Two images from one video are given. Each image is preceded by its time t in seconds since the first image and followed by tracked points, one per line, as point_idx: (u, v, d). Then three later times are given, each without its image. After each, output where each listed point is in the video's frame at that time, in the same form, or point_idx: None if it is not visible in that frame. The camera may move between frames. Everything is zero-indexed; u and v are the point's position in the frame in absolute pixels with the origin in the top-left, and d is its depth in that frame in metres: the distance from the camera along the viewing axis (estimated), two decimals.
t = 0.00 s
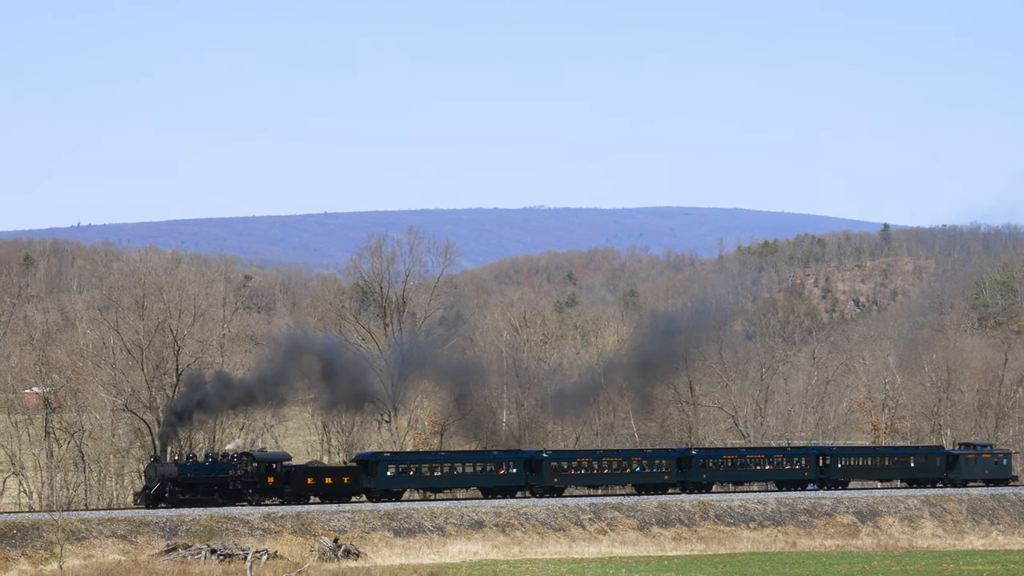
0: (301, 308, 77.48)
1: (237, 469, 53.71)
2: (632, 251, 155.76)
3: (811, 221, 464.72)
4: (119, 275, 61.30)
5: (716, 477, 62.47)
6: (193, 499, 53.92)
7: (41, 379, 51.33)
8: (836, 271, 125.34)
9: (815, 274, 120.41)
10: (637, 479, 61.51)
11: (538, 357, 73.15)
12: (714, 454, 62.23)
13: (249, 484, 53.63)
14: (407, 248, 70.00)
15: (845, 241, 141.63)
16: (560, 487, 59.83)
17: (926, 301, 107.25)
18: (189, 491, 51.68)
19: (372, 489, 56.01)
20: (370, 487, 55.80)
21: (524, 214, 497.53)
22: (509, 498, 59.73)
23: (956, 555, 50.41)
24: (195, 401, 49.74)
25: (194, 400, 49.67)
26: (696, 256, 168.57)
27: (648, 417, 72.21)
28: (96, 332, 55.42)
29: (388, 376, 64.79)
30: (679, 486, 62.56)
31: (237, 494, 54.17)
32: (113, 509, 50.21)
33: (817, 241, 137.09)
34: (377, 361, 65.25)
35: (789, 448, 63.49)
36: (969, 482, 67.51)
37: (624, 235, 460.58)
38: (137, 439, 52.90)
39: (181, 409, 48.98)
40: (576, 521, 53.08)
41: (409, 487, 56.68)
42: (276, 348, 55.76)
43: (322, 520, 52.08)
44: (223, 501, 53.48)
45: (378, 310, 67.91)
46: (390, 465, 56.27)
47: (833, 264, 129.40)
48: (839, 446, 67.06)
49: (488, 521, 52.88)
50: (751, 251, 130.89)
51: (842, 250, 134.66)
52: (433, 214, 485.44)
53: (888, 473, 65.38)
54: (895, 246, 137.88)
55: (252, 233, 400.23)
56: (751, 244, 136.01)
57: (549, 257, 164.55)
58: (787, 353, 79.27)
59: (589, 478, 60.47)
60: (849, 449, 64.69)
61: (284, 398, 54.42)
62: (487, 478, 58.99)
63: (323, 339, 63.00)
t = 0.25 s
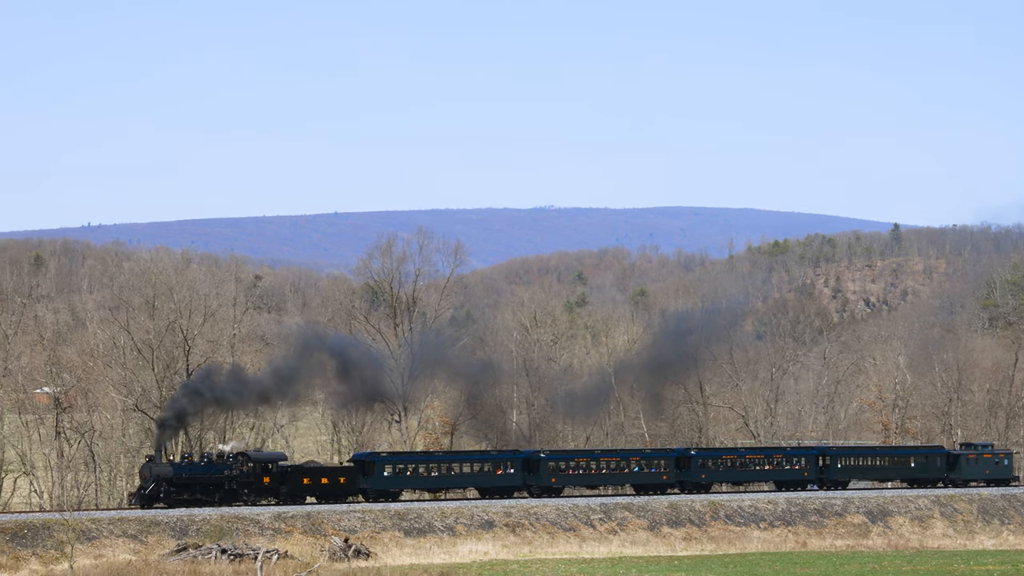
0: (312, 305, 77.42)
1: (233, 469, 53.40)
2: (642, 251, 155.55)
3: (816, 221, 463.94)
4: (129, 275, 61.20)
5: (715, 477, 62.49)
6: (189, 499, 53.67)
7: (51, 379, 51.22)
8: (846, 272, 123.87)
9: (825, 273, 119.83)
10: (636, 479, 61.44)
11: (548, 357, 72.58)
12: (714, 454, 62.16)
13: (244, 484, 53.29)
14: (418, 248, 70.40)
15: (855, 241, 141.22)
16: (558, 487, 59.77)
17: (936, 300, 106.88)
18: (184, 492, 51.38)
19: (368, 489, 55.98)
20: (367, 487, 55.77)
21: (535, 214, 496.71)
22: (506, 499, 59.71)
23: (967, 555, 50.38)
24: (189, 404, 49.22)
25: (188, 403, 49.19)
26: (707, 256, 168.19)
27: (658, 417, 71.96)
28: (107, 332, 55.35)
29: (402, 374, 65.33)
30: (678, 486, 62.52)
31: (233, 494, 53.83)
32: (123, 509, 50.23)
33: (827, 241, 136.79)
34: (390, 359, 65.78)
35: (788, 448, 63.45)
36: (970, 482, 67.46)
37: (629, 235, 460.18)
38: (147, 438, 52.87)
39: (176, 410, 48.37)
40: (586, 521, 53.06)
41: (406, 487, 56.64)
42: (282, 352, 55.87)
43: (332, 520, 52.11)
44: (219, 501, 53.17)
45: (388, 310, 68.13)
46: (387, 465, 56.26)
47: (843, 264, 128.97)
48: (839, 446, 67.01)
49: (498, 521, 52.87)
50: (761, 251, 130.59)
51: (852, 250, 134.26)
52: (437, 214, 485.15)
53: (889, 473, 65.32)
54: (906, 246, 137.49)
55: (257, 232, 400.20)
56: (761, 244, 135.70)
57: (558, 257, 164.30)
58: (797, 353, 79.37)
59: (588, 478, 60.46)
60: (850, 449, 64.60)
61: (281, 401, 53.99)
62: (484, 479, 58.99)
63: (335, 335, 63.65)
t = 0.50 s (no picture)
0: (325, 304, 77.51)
1: (229, 469, 53.27)
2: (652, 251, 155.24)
3: (822, 221, 463.16)
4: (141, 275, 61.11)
5: (715, 477, 62.52)
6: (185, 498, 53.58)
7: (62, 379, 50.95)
8: (857, 271, 124.14)
9: (836, 273, 119.52)
10: (634, 479, 61.31)
11: (560, 357, 72.64)
12: (713, 454, 62.13)
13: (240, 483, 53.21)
14: (428, 247, 70.68)
15: (866, 241, 140.86)
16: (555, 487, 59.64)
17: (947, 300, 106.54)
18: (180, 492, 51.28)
19: (365, 490, 55.91)
20: (363, 488, 55.69)
21: (541, 214, 496.51)
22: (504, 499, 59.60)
23: (978, 555, 50.34)
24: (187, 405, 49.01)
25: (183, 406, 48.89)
26: (719, 256, 167.72)
27: (669, 417, 71.94)
28: (118, 331, 55.31)
29: (414, 373, 65.71)
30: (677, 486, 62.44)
31: (229, 494, 53.74)
32: (134, 508, 50.32)
33: (838, 241, 136.44)
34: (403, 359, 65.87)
35: (788, 448, 63.36)
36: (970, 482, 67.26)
37: (634, 236, 459.74)
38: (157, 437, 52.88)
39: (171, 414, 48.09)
40: (597, 521, 53.04)
41: (403, 487, 56.54)
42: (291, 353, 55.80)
43: (343, 520, 52.16)
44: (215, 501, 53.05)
45: (399, 310, 68.17)
46: (384, 465, 56.14)
47: (854, 264, 128.62)
48: (840, 446, 66.89)
49: (509, 521, 52.87)
50: (772, 250, 130.33)
51: (863, 250, 133.92)
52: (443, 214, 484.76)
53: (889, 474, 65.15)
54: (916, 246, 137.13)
55: (264, 232, 400.40)
56: (771, 244, 135.44)
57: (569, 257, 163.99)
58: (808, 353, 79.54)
59: (586, 478, 60.34)
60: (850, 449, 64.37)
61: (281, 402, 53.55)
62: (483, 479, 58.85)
63: (348, 333, 64.09)
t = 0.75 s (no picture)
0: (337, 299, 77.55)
1: (225, 469, 53.25)
2: (664, 251, 154.93)
3: (828, 221, 462.36)
4: (154, 275, 61.16)
5: (715, 477, 62.40)
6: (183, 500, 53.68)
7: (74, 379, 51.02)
8: (869, 271, 123.83)
9: (847, 273, 119.19)
10: (634, 479, 61.23)
11: (572, 357, 72.80)
12: (713, 454, 62.04)
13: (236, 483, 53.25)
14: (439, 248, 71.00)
15: (877, 240, 140.45)
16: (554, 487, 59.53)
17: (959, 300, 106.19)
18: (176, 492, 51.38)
19: (363, 490, 55.87)
20: (361, 488, 55.65)
21: (555, 214, 496.45)
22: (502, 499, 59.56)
23: (990, 555, 50.30)
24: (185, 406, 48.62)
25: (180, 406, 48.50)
26: (731, 256, 167.35)
27: (680, 417, 71.35)
28: (130, 331, 55.19)
29: (426, 373, 65.80)
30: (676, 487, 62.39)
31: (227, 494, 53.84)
32: (146, 508, 50.43)
33: (850, 241, 136.01)
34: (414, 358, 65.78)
35: (788, 449, 63.31)
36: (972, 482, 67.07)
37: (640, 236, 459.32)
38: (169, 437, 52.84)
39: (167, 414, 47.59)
40: (609, 521, 53.01)
41: (401, 487, 56.51)
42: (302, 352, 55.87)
43: (355, 519, 52.22)
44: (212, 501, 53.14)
45: (410, 310, 68.30)
46: (382, 465, 56.12)
47: (866, 264, 128.21)
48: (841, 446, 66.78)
49: (521, 521, 52.86)
50: (783, 251, 130.04)
51: (874, 250, 133.47)
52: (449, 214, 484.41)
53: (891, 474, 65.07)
54: (928, 246, 136.66)
55: (272, 232, 400.62)
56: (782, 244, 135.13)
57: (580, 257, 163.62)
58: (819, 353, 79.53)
59: (585, 478, 60.23)
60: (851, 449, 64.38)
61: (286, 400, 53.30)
62: (482, 479, 58.80)
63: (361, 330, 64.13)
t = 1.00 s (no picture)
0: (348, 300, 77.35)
1: (222, 469, 53.22)
2: (676, 251, 154.68)
3: (834, 221, 461.59)
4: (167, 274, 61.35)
5: (716, 478, 62.36)
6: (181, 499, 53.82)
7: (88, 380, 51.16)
8: (881, 271, 123.53)
9: (859, 274, 118.90)
10: (634, 479, 61.05)
11: (584, 357, 72.91)
12: (714, 455, 61.91)
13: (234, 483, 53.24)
14: (452, 248, 71.97)
15: (889, 240, 140.13)
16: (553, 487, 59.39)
17: (971, 300, 105.85)
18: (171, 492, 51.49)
19: (361, 490, 55.66)
20: (359, 488, 55.46)
21: (571, 214, 495.23)
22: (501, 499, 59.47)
23: (1002, 555, 50.28)
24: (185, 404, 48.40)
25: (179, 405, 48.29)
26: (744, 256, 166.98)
27: (692, 417, 71.19)
28: (142, 331, 54.98)
29: (440, 373, 66.03)
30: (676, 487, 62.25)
31: (224, 495, 53.87)
32: (159, 508, 50.56)
33: (862, 241, 135.66)
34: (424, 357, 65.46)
35: (789, 449, 63.22)
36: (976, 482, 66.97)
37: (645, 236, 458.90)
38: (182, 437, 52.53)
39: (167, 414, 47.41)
40: (621, 521, 53.02)
41: (400, 487, 56.30)
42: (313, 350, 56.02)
43: (367, 519, 52.27)
44: (209, 501, 53.19)
45: (422, 310, 69.37)
46: (380, 465, 55.88)
47: (878, 264, 127.82)
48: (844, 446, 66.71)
49: (533, 521, 52.88)
50: (795, 251, 129.84)
51: (886, 250, 133.08)
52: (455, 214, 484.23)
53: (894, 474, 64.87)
54: (940, 246, 136.28)
55: (281, 232, 400.94)
56: (795, 244, 134.82)
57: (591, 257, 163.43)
58: (831, 354, 79.55)
59: (585, 478, 60.08)
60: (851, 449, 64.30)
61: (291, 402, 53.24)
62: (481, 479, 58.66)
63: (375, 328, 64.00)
